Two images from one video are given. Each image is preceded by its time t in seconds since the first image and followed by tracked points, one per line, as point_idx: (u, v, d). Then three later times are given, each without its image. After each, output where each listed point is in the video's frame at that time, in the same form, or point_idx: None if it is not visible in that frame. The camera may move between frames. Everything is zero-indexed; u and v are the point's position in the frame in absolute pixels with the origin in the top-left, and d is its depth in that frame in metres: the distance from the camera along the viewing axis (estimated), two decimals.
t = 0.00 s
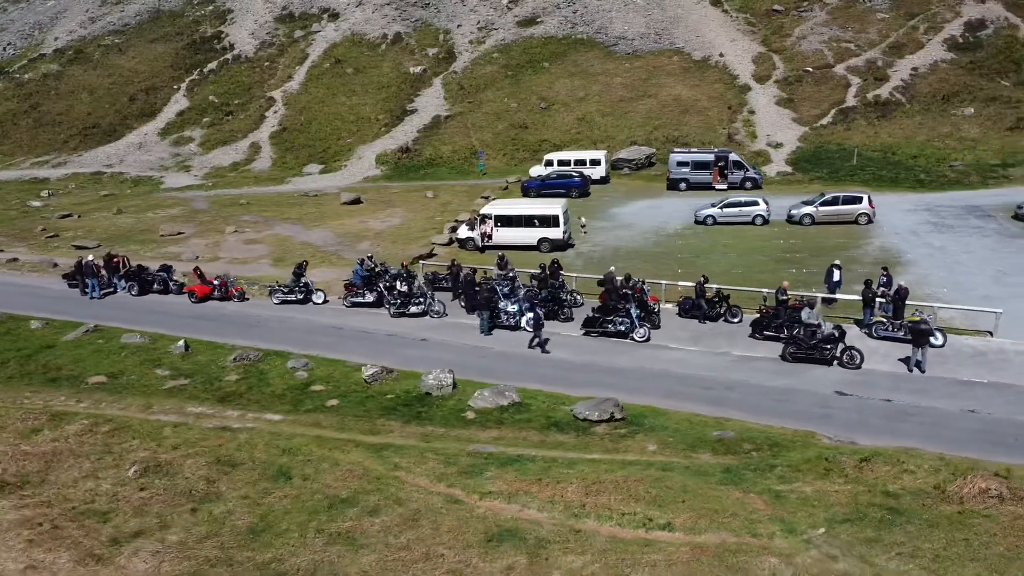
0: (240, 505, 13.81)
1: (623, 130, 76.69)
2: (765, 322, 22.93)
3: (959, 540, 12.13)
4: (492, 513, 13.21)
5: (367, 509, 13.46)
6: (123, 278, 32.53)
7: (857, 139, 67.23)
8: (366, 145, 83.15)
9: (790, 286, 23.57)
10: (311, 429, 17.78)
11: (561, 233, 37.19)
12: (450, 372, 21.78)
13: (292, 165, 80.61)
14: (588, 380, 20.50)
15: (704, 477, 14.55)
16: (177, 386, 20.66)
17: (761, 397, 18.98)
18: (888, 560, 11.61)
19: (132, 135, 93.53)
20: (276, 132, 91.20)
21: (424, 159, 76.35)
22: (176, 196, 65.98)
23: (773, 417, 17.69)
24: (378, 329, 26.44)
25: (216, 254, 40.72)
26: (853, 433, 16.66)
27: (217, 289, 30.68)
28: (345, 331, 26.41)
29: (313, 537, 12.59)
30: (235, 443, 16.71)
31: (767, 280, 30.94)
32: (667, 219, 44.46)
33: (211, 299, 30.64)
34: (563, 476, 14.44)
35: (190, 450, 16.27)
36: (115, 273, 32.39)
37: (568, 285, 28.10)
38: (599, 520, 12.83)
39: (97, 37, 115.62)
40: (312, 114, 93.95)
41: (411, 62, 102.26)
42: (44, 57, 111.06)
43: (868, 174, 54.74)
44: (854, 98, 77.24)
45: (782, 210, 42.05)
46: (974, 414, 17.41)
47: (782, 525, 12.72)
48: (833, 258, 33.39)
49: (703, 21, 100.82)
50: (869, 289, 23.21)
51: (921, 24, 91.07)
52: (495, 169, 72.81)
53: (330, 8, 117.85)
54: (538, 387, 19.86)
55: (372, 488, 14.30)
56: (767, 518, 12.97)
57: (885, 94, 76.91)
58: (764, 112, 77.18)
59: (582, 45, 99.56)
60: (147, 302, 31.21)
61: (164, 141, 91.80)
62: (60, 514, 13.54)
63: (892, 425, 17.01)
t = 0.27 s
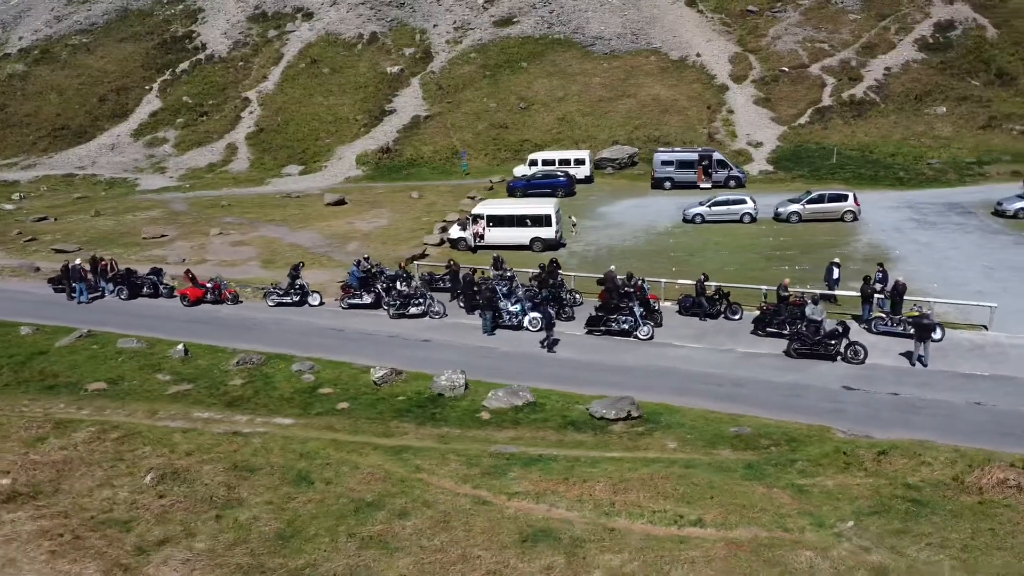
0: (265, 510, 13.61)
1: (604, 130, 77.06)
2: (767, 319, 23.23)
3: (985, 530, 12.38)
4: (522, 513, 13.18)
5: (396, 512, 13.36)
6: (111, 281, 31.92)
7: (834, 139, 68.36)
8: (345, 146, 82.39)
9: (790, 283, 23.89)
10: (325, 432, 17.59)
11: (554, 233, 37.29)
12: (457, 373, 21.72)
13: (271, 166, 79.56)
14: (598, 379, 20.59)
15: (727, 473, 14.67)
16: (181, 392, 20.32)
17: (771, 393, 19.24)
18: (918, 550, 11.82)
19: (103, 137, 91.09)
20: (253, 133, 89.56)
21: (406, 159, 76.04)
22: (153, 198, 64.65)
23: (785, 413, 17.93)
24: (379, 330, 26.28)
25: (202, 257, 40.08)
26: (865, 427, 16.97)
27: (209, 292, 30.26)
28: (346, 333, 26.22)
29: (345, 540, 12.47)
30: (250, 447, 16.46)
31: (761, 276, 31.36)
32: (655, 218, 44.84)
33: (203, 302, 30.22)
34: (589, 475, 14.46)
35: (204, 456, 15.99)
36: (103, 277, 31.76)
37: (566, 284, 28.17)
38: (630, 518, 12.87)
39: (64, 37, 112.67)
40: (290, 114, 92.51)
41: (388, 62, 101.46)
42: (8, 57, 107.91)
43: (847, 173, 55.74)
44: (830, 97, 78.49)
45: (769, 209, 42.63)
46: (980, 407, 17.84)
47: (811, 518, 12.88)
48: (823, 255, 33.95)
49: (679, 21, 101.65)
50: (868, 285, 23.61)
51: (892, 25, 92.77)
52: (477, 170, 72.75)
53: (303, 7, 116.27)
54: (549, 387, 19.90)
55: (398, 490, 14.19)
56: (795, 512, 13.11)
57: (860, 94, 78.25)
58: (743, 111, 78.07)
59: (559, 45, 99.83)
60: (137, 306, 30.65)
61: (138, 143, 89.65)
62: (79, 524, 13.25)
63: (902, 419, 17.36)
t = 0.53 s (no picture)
0: (292, 516, 13.43)
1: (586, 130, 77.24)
2: (769, 315, 23.55)
3: (1008, 519, 12.67)
4: (553, 512, 13.17)
5: (427, 514, 13.28)
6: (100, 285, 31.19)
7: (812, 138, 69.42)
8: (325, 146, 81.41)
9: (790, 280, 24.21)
10: (339, 435, 17.40)
11: (546, 232, 37.34)
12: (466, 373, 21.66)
13: (249, 167, 78.24)
14: (607, 377, 20.67)
15: (750, 469, 14.81)
16: (187, 396, 19.96)
17: (781, 388, 19.49)
18: (948, 540, 12.06)
19: (74, 138, 87.96)
20: (230, 133, 87.21)
21: (387, 160, 75.59)
22: (129, 200, 63.04)
23: (797, 407, 18.17)
24: (381, 332, 26.11)
25: (188, 260, 39.32)
26: (876, 420, 17.25)
27: (203, 294, 29.74)
28: (347, 335, 26.02)
29: (379, 544, 12.35)
30: (266, 452, 16.23)
31: (754, 274, 31.77)
32: (643, 216, 45.17)
33: (197, 305, 29.73)
34: (615, 473, 14.50)
35: (221, 461, 15.72)
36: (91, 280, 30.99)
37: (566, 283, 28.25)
38: (662, 515, 12.94)
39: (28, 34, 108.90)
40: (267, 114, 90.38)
41: (365, 61, 100.33)
42: None
43: (826, 171, 56.71)
44: (806, 96, 79.57)
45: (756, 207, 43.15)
46: (985, 399, 18.25)
47: (839, 511, 13.06)
48: (813, 252, 34.47)
49: (655, 21, 102.33)
50: (866, 281, 24.02)
51: (864, 25, 94.29)
52: (460, 170, 72.55)
53: (276, 6, 114.09)
54: (560, 385, 19.94)
55: (424, 492, 14.10)
56: (822, 505, 13.29)
57: (835, 93, 79.48)
58: (722, 111, 78.81)
59: (537, 45, 99.96)
60: (128, 311, 30.04)
61: (110, 144, 86.87)
62: (102, 534, 12.95)
63: (911, 411, 17.69)
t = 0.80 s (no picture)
0: (321, 520, 13.27)
1: (567, 130, 77.43)
2: (772, 312, 23.85)
3: None
4: (585, 511, 13.20)
5: (459, 515, 13.22)
6: (89, 289, 30.60)
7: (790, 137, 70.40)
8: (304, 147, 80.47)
9: (792, 277, 24.51)
10: (355, 438, 17.22)
11: (539, 232, 37.38)
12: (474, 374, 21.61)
13: (228, 168, 76.94)
14: (617, 376, 20.75)
15: (773, 463, 14.98)
16: (193, 401, 19.63)
17: (790, 383, 19.73)
18: (976, 530, 12.30)
19: (44, 139, 85.52)
20: (206, 134, 85.58)
21: (368, 159, 75.13)
22: (106, 203, 61.56)
23: (809, 402, 18.40)
24: (383, 333, 25.96)
25: (175, 262, 38.62)
26: (887, 413, 17.55)
27: (197, 297, 29.33)
28: (348, 337, 25.81)
29: (414, 545, 12.27)
30: (284, 456, 16.01)
31: (747, 271, 32.18)
32: (631, 215, 45.51)
33: (191, 308, 29.31)
34: (640, 470, 14.56)
35: (240, 467, 15.47)
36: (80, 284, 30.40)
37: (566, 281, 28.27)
38: (693, 511, 13.03)
39: None
40: (243, 114, 88.80)
41: (342, 61, 99.17)
42: None
43: (807, 169, 57.59)
44: (783, 96, 80.60)
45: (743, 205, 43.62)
46: (990, 390, 18.66)
47: (866, 504, 13.26)
48: (804, 249, 34.98)
49: (632, 21, 102.92)
50: (865, 277, 24.41)
51: (838, 25, 95.65)
52: (443, 170, 72.33)
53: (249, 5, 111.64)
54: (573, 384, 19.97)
55: (452, 493, 14.03)
56: (849, 498, 13.47)
57: (811, 93, 80.64)
58: (701, 110, 79.55)
59: (515, 45, 99.95)
60: (120, 315, 29.49)
61: (83, 145, 84.38)
62: (128, 542, 12.70)
63: (920, 403, 18.04)
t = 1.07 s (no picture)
0: (353, 524, 13.13)
1: (548, 130, 77.61)
2: (773, 309, 24.17)
3: None
4: (617, 509, 13.25)
5: (492, 516, 13.19)
6: (78, 293, 29.95)
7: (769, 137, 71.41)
8: (284, 148, 79.49)
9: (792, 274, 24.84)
10: (373, 440, 17.08)
11: (532, 231, 37.45)
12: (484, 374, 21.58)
13: (205, 170, 75.58)
14: (627, 374, 20.87)
15: (794, 458, 15.18)
16: (201, 406, 19.29)
17: (798, 379, 20.03)
18: (1002, 519, 12.61)
19: (11, 141, 82.87)
20: (181, 135, 83.86)
21: (349, 160, 74.55)
22: (81, 206, 60.02)
23: (820, 398, 18.69)
24: (386, 335, 25.78)
25: (162, 266, 37.91)
26: (898, 406, 17.90)
27: (191, 301, 28.87)
28: (350, 339, 25.60)
29: (452, 548, 12.22)
30: (304, 460, 15.82)
31: (741, 269, 32.61)
32: (619, 214, 45.89)
33: (185, 312, 28.85)
34: (666, 467, 14.66)
35: (260, 472, 15.25)
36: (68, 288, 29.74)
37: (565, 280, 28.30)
38: (725, 506, 13.16)
39: None
40: (218, 115, 87.23)
41: (318, 61, 97.95)
42: None
43: (788, 168, 58.47)
44: (760, 95, 81.65)
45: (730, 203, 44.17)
46: (993, 383, 19.15)
47: (891, 495, 13.50)
48: (794, 246, 35.52)
49: (608, 22, 103.47)
50: (863, 274, 24.82)
51: (810, 25, 97.12)
52: (425, 171, 72.03)
53: (221, 4, 109.50)
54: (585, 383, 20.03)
55: (481, 494, 14.00)
56: (874, 491, 13.70)
57: (787, 92, 81.83)
58: (680, 110, 80.27)
59: (492, 45, 99.96)
60: (111, 319, 28.90)
61: (52, 146, 81.92)
62: (157, 551, 12.47)
63: (928, 396, 18.44)
